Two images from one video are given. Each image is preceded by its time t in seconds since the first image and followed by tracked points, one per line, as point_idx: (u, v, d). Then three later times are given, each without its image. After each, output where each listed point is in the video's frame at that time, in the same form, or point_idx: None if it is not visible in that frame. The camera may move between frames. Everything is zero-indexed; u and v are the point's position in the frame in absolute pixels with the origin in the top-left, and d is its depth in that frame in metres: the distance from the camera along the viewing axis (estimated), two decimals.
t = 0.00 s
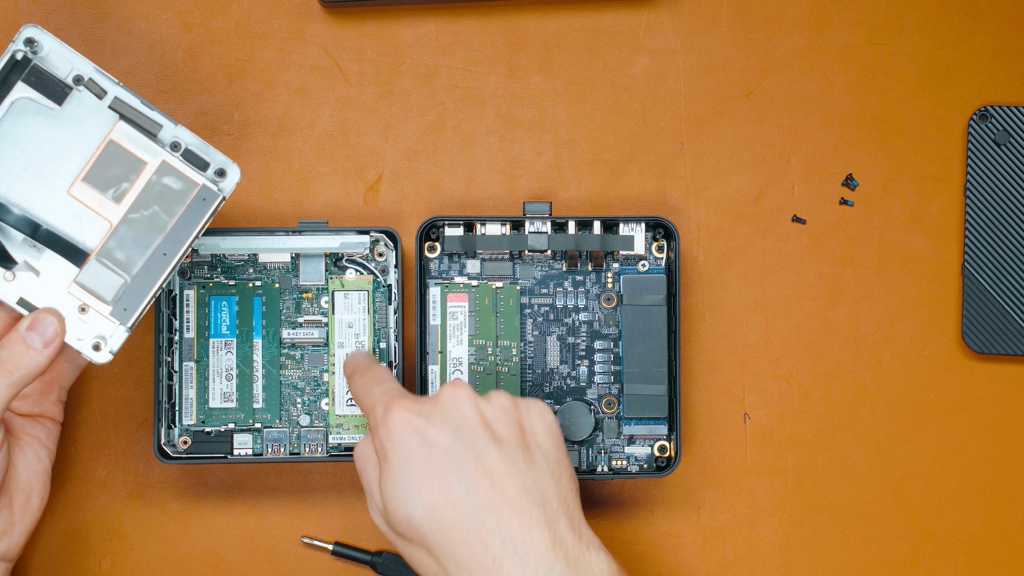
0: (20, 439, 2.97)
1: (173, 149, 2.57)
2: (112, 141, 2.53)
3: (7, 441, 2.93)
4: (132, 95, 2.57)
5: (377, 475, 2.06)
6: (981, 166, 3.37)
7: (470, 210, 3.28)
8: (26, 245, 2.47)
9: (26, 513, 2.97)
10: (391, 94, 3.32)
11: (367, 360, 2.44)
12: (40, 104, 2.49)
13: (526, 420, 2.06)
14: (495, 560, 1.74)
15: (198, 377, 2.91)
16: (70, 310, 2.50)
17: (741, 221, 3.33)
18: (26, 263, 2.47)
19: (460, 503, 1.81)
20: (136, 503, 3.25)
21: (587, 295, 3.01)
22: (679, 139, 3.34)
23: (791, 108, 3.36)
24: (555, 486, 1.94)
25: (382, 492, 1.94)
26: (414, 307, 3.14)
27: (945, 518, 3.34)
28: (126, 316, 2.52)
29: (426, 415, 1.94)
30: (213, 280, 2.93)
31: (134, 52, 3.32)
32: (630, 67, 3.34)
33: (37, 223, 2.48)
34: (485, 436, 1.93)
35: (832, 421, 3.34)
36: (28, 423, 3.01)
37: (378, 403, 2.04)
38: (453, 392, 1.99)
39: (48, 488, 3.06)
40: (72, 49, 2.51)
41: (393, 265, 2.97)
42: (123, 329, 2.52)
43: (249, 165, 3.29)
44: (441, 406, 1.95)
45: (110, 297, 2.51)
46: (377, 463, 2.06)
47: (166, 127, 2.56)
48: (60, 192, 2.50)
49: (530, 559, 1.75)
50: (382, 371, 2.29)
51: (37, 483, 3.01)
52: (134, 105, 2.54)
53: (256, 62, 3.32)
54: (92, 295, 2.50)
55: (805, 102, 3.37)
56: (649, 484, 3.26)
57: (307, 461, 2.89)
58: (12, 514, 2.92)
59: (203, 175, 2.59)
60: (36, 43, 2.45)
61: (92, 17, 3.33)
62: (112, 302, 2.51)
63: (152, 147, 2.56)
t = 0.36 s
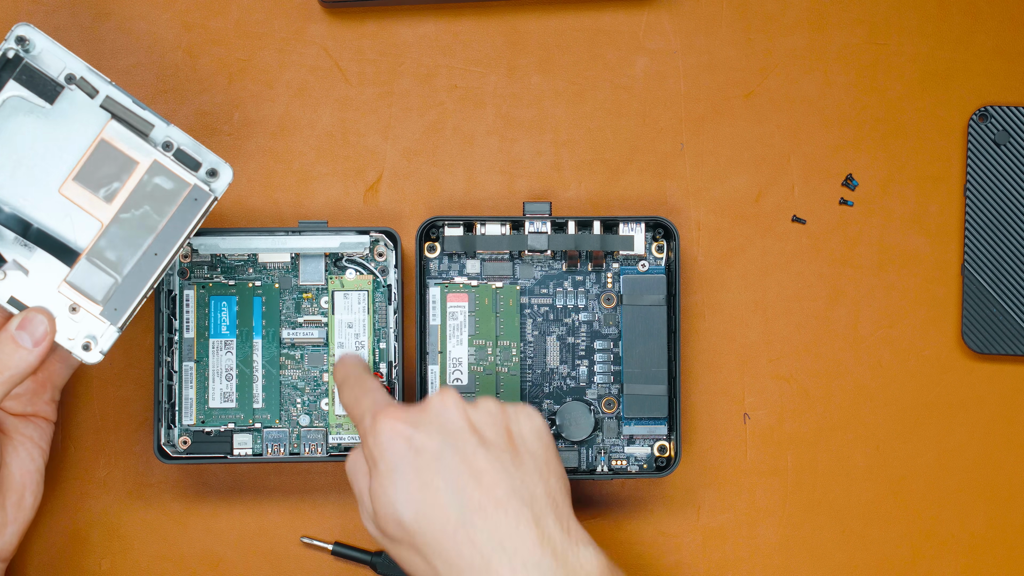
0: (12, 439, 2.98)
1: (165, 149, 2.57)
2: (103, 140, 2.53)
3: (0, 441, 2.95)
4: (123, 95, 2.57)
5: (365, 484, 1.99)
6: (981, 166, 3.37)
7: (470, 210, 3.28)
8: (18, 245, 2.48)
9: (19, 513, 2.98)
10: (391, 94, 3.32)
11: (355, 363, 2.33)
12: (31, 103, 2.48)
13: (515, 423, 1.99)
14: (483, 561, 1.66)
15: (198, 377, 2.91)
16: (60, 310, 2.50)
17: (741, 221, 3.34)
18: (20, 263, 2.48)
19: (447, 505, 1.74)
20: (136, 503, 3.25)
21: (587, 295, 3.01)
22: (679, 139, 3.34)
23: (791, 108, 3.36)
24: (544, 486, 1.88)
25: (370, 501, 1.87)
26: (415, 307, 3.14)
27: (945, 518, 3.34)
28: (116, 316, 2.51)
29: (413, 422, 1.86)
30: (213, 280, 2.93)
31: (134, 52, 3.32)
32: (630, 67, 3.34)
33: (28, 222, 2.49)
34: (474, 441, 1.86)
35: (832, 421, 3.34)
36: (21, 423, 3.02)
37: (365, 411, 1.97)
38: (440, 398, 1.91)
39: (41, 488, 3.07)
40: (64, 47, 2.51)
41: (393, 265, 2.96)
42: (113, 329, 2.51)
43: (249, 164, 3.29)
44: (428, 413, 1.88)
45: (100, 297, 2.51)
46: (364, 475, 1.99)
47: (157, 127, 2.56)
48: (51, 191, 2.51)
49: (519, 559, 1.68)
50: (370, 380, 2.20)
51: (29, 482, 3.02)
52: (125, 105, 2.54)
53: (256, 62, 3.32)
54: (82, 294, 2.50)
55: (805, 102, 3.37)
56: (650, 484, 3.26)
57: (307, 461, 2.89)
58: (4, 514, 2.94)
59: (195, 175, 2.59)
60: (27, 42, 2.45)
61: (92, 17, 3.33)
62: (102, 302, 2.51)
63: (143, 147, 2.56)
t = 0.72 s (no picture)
0: (17, 440, 2.98)
1: (171, 152, 2.57)
2: (109, 142, 2.53)
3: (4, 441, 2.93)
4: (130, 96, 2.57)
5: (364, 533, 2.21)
6: (981, 166, 3.37)
7: (470, 210, 3.29)
8: (22, 245, 2.47)
9: (21, 514, 2.99)
10: (391, 94, 3.32)
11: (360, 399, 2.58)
12: (37, 103, 2.49)
13: (509, 470, 2.21)
14: None
15: (198, 377, 2.92)
16: (65, 311, 2.50)
17: (741, 221, 3.34)
18: (23, 263, 2.48)
19: (448, 548, 1.94)
20: (136, 503, 3.25)
21: (587, 295, 3.01)
22: (679, 139, 3.34)
23: (791, 108, 3.36)
24: (541, 532, 2.08)
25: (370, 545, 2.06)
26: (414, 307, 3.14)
27: (945, 518, 3.34)
28: (121, 318, 2.52)
29: (414, 468, 2.10)
30: (213, 280, 2.94)
31: (135, 52, 3.32)
32: (630, 67, 3.34)
33: (33, 223, 2.49)
34: (470, 486, 2.09)
35: (832, 421, 3.34)
36: (25, 424, 3.02)
37: (367, 455, 2.20)
38: (437, 444, 2.16)
39: (44, 489, 3.08)
40: (70, 48, 2.52)
41: (393, 265, 2.97)
42: (118, 331, 2.52)
43: (248, 165, 3.29)
44: (427, 459, 2.12)
45: (104, 299, 2.51)
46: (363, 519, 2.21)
47: (164, 129, 2.56)
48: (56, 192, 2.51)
49: None
50: (374, 418, 2.44)
51: (32, 484, 3.02)
52: (132, 107, 2.54)
53: (256, 62, 3.32)
54: (87, 296, 2.50)
55: (805, 102, 3.37)
56: (649, 484, 3.26)
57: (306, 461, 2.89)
58: (6, 515, 2.95)
59: (201, 178, 2.58)
60: (34, 42, 2.46)
61: (92, 18, 3.33)
62: (106, 304, 2.51)
63: (149, 149, 2.56)
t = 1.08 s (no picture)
0: (7, 439, 3.00)
1: (151, 146, 2.58)
2: (88, 138, 2.54)
3: None
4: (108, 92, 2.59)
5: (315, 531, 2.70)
6: (981, 166, 3.37)
7: (470, 210, 3.28)
8: (5, 245, 2.48)
9: (13, 513, 3.02)
10: (391, 94, 3.32)
11: (340, 378, 2.76)
12: (16, 101, 2.51)
13: (453, 499, 2.78)
14: None
15: (198, 377, 2.91)
16: (51, 309, 2.49)
17: (740, 221, 3.34)
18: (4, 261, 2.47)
19: (374, 544, 2.51)
20: (136, 503, 3.25)
21: (587, 295, 3.01)
22: (679, 139, 3.34)
23: (791, 108, 3.36)
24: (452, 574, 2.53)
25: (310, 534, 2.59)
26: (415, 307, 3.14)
27: (945, 518, 3.34)
28: (106, 314, 2.51)
29: (362, 488, 2.58)
30: (213, 280, 2.93)
31: (134, 52, 3.32)
32: (631, 67, 3.34)
33: (15, 221, 2.49)
34: (411, 507, 2.60)
35: (832, 421, 3.34)
36: (16, 424, 3.04)
37: (323, 464, 2.62)
38: (390, 466, 2.65)
39: (37, 488, 3.10)
40: (47, 45, 2.55)
41: (393, 265, 2.97)
42: (102, 327, 2.51)
43: (248, 164, 3.29)
44: (378, 476, 2.62)
45: (89, 296, 2.50)
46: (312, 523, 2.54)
47: (143, 124, 2.58)
48: (37, 190, 2.51)
49: None
50: (342, 407, 2.71)
51: (25, 483, 3.05)
52: (110, 102, 2.56)
53: (256, 62, 3.32)
54: (71, 293, 2.50)
55: (805, 102, 3.37)
56: (649, 484, 3.26)
57: (306, 461, 2.89)
58: None
59: (182, 172, 2.60)
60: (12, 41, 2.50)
61: (92, 17, 3.33)
62: (90, 301, 2.50)
63: (129, 144, 2.57)
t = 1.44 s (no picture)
0: (6, 433, 3.00)
1: (144, 138, 2.58)
2: (81, 131, 2.54)
3: None
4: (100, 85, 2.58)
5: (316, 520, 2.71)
6: (981, 166, 3.37)
7: (470, 210, 3.29)
8: (2, 238, 2.48)
9: (12, 507, 3.01)
10: (391, 94, 3.32)
11: (349, 365, 2.75)
12: (9, 96, 2.51)
13: (455, 500, 2.79)
14: None
15: (198, 377, 2.91)
16: (47, 301, 2.49)
17: (740, 221, 3.34)
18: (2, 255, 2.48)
19: (377, 544, 2.53)
20: (136, 503, 3.25)
21: (587, 295, 3.01)
22: (679, 139, 3.34)
23: (790, 108, 3.36)
24: None
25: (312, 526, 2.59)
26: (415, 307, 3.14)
27: (945, 518, 3.34)
28: (102, 306, 2.52)
29: (368, 484, 2.59)
30: (213, 280, 2.94)
31: (135, 52, 3.32)
32: (630, 67, 3.34)
33: (10, 215, 2.50)
34: (414, 508, 2.62)
35: (832, 421, 3.34)
36: (15, 418, 3.03)
37: (329, 456, 2.61)
38: (396, 463, 2.66)
39: (35, 482, 3.10)
40: (38, 38, 2.54)
41: (393, 265, 2.97)
42: (99, 319, 2.51)
43: (248, 164, 3.29)
44: (385, 473, 2.63)
45: (86, 288, 2.51)
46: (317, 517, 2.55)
47: (135, 116, 2.57)
48: (32, 183, 2.51)
49: None
50: (349, 395, 2.70)
51: (23, 477, 3.04)
52: (102, 94, 2.56)
53: (256, 62, 3.32)
54: (66, 285, 2.50)
55: (804, 102, 3.37)
56: (650, 484, 3.26)
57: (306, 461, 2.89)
58: None
59: (175, 164, 2.59)
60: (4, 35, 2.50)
61: (92, 18, 3.33)
62: (86, 293, 2.51)
63: (122, 136, 2.57)
